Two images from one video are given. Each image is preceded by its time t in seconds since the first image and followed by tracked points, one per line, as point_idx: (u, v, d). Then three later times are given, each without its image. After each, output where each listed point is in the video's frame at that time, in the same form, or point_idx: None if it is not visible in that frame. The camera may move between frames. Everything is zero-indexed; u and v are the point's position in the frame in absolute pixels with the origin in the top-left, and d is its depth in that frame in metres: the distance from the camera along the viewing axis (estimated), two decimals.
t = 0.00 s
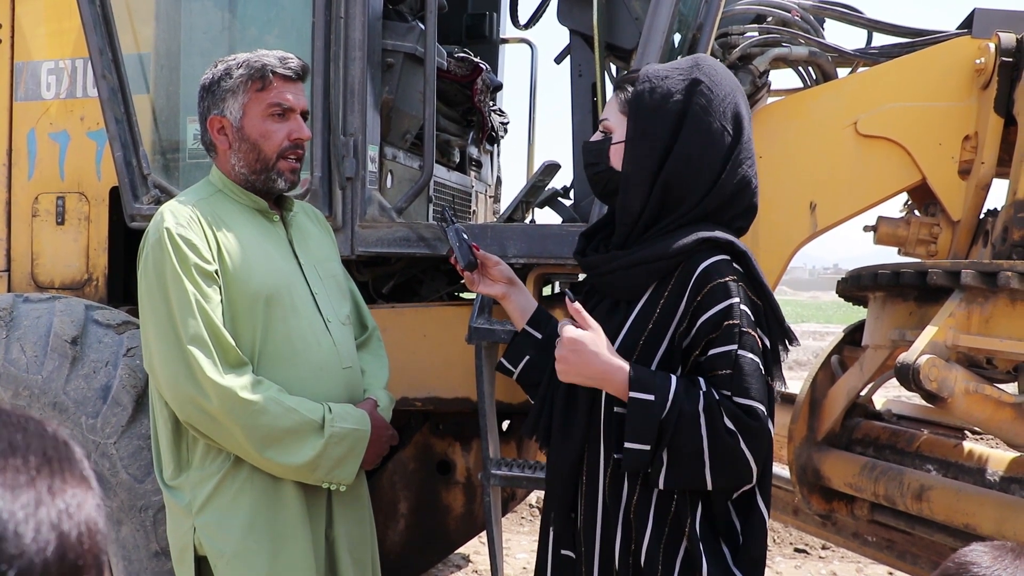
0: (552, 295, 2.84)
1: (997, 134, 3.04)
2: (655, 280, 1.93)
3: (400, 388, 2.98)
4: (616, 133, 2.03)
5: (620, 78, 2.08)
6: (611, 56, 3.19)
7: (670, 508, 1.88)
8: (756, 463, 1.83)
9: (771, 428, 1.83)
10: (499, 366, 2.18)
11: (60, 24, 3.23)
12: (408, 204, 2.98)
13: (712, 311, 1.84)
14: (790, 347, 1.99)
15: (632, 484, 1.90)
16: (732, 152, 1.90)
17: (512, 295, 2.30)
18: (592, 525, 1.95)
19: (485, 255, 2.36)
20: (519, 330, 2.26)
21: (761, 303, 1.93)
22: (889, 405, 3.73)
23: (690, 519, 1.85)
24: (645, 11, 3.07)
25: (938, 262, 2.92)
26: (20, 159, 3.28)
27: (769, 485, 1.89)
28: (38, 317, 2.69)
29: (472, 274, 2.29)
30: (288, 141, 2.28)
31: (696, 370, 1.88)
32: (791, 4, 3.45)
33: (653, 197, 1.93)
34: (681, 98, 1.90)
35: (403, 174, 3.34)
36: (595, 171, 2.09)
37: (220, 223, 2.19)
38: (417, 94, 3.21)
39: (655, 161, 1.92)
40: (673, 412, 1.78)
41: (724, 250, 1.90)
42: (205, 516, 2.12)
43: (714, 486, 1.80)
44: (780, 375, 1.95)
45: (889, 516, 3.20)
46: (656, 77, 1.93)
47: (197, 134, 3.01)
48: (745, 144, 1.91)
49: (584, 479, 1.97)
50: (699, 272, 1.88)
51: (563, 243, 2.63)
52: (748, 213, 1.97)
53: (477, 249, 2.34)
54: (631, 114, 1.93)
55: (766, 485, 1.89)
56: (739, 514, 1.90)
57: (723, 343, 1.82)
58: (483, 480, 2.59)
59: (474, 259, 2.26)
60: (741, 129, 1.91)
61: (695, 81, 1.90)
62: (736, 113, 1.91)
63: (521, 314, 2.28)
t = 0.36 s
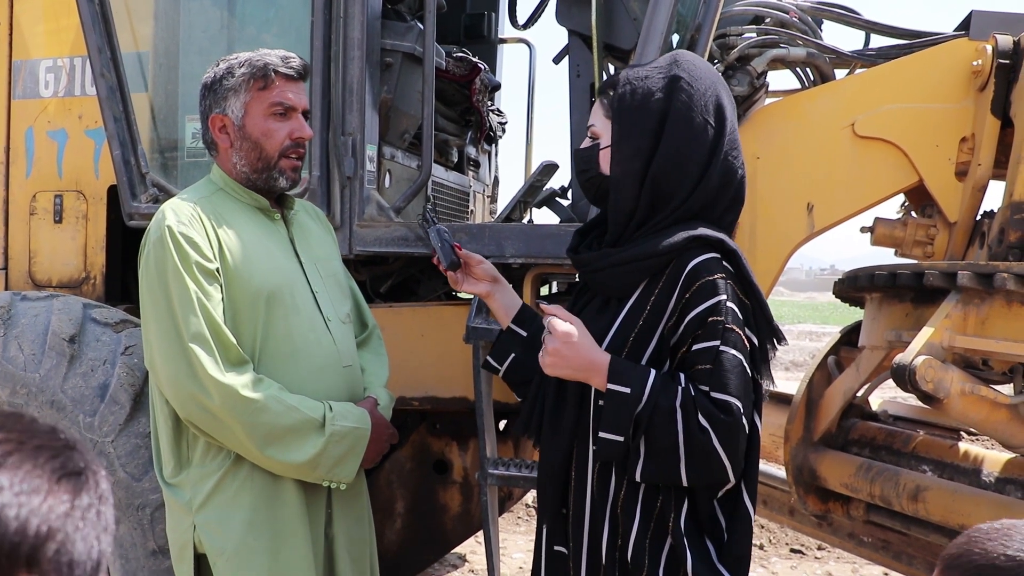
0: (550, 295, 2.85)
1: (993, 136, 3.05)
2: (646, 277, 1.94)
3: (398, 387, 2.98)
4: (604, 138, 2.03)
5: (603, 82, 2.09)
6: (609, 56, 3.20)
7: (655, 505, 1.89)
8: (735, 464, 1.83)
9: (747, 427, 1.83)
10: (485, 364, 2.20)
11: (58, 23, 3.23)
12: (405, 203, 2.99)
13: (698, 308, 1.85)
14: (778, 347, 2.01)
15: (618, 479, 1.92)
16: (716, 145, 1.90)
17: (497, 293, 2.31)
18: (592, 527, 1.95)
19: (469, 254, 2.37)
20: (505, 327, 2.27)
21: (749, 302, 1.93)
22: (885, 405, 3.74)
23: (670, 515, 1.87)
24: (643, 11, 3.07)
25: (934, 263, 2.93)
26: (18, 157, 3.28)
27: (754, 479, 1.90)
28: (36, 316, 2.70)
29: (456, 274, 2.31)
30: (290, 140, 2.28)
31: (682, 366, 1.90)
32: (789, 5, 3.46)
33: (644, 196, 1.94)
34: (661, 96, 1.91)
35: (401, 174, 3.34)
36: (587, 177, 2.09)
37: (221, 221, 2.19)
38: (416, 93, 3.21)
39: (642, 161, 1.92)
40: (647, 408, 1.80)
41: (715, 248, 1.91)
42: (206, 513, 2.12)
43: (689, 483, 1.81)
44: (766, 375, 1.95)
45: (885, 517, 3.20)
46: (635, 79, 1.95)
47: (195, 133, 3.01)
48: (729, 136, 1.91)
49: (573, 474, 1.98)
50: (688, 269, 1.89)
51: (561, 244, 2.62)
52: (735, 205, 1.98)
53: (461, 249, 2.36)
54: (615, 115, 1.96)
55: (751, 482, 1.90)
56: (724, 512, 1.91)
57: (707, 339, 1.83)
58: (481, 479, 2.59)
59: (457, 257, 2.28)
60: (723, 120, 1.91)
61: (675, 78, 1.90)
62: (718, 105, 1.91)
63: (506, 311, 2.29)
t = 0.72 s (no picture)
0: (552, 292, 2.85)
1: (994, 132, 3.06)
2: (644, 273, 1.95)
3: (400, 384, 2.99)
4: (597, 139, 2.03)
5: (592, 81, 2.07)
6: (610, 54, 3.20)
7: (652, 495, 1.89)
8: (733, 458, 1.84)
9: (742, 420, 1.83)
10: (460, 355, 2.20)
11: (60, 22, 3.24)
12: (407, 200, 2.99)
13: (696, 302, 1.86)
14: (769, 344, 2.01)
15: (614, 470, 1.92)
16: (708, 142, 1.91)
17: (467, 283, 2.30)
18: (586, 519, 1.96)
19: (438, 246, 2.37)
20: (479, 317, 2.25)
21: (744, 297, 1.94)
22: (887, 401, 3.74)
23: (667, 505, 1.88)
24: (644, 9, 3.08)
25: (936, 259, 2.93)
26: (20, 156, 3.29)
27: (752, 472, 1.92)
28: (40, 314, 2.71)
29: (425, 268, 2.32)
30: (295, 139, 2.29)
31: (680, 361, 1.91)
32: (789, 1, 3.47)
33: (640, 194, 1.95)
34: (652, 95, 1.92)
35: (403, 172, 3.35)
36: (583, 177, 2.10)
37: (226, 220, 2.20)
38: (417, 91, 3.22)
39: (637, 159, 1.93)
40: (643, 401, 1.81)
41: (711, 244, 1.92)
42: (211, 510, 2.14)
43: (686, 477, 1.82)
44: (763, 368, 1.95)
45: (887, 512, 3.21)
46: (626, 78, 1.96)
47: (197, 132, 3.02)
48: (720, 131, 1.92)
49: (568, 465, 1.99)
50: (686, 265, 1.90)
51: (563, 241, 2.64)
52: (728, 201, 1.99)
53: (430, 244, 2.37)
54: (609, 113, 1.96)
55: (748, 475, 1.92)
56: (720, 504, 1.92)
57: (704, 332, 1.84)
58: (483, 475, 2.60)
59: (422, 251, 2.29)
60: (714, 116, 1.92)
61: (664, 76, 1.91)
62: (708, 100, 1.92)
63: (479, 301, 2.27)
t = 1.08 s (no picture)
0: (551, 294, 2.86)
1: (993, 134, 3.07)
2: (636, 274, 1.96)
3: (399, 386, 2.99)
4: (595, 141, 2.04)
5: (590, 86, 2.08)
6: (609, 55, 3.21)
7: (644, 493, 1.90)
8: (721, 458, 1.84)
9: (732, 420, 1.83)
10: (452, 355, 2.19)
11: (61, 24, 3.25)
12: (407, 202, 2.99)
13: (687, 303, 1.87)
14: (763, 345, 2.02)
15: (606, 467, 1.93)
16: (703, 147, 1.92)
17: (456, 284, 2.31)
18: (581, 516, 1.97)
19: (427, 248, 2.38)
20: (467, 317, 2.25)
21: (735, 299, 1.95)
22: (887, 402, 3.75)
23: (659, 503, 1.89)
24: (643, 11, 3.09)
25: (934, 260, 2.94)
26: (21, 158, 3.30)
27: (742, 471, 1.92)
28: (40, 316, 2.71)
29: (414, 269, 2.32)
30: (292, 139, 2.29)
31: (672, 360, 1.91)
32: (788, 3, 3.48)
33: (636, 196, 1.95)
34: (649, 99, 1.92)
35: (403, 174, 3.35)
36: (579, 180, 2.11)
37: (223, 222, 2.20)
38: (417, 93, 3.22)
39: (633, 162, 1.94)
40: (634, 400, 1.82)
41: (703, 246, 1.93)
42: (210, 512, 2.14)
43: (675, 474, 1.83)
44: (753, 369, 1.96)
45: (887, 513, 3.21)
46: (623, 82, 1.96)
47: (197, 133, 3.03)
48: (715, 137, 1.92)
49: (561, 463, 2.00)
50: (678, 266, 1.90)
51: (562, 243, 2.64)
52: (722, 205, 2.00)
53: (419, 246, 2.38)
54: (607, 117, 1.97)
55: (738, 474, 1.92)
56: (712, 503, 1.93)
57: (694, 333, 1.84)
58: (483, 476, 2.60)
59: (411, 251, 2.30)
60: (710, 121, 1.92)
61: (661, 81, 1.92)
62: (704, 106, 1.93)
63: (469, 302, 2.27)
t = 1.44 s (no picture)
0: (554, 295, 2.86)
1: (996, 135, 3.06)
2: (635, 274, 1.96)
3: (402, 387, 3.00)
4: (595, 144, 2.04)
5: (592, 88, 2.09)
6: (611, 57, 3.21)
7: (643, 492, 1.90)
8: (721, 458, 1.84)
9: (730, 420, 1.84)
10: (453, 356, 2.20)
11: (65, 26, 3.26)
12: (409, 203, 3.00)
13: (685, 304, 1.87)
14: (761, 347, 2.01)
15: (604, 467, 1.93)
16: (703, 151, 1.92)
17: (456, 287, 2.31)
18: (579, 515, 1.98)
19: (427, 251, 2.38)
20: (467, 319, 2.26)
21: (733, 301, 1.95)
22: (889, 404, 3.75)
23: (657, 502, 1.89)
24: (646, 12, 3.09)
25: (936, 262, 2.94)
26: (24, 159, 3.30)
27: (741, 471, 1.92)
28: (43, 317, 2.72)
29: (415, 271, 2.32)
30: (296, 143, 2.30)
31: (670, 360, 1.91)
32: (790, 5, 3.47)
33: (636, 198, 1.96)
34: (652, 102, 1.92)
35: (406, 175, 3.35)
36: (580, 182, 2.11)
37: (228, 227, 2.20)
38: (419, 95, 3.23)
39: (634, 165, 1.94)
40: (632, 399, 1.82)
41: (701, 248, 1.93)
42: (214, 515, 2.14)
43: (673, 474, 1.82)
44: (751, 370, 1.96)
45: (889, 515, 3.20)
46: (625, 86, 1.97)
47: (200, 134, 3.03)
48: (715, 141, 1.93)
49: (561, 464, 2.00)
50: (676, 267, 1.90)
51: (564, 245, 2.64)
52: (721, 209, 2.00)
53: (420, 248, 2.37)
54: (608, 120, 1.97)
55: (737, 474, 1.93)
56: (710, 504, 1.93)
57: (693, 333, 1.85)
58: (485, 478, 2.60)
59: (412, 254, 2.30)
60: (710, 125, 1.93)
61: (663, 84, 1.92)
62: (705, 110, 1.94)
63: (469, 304, 2.28)
